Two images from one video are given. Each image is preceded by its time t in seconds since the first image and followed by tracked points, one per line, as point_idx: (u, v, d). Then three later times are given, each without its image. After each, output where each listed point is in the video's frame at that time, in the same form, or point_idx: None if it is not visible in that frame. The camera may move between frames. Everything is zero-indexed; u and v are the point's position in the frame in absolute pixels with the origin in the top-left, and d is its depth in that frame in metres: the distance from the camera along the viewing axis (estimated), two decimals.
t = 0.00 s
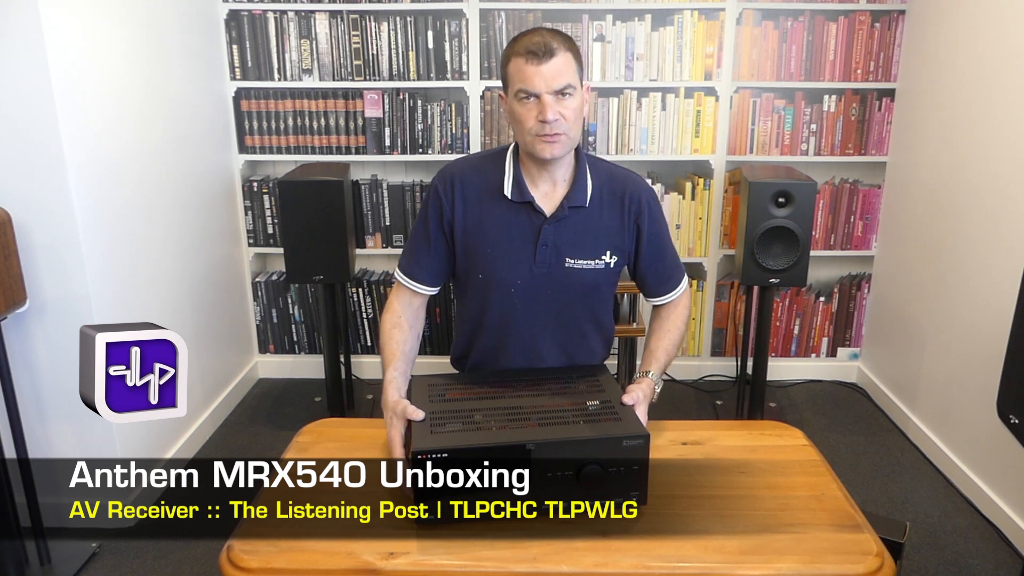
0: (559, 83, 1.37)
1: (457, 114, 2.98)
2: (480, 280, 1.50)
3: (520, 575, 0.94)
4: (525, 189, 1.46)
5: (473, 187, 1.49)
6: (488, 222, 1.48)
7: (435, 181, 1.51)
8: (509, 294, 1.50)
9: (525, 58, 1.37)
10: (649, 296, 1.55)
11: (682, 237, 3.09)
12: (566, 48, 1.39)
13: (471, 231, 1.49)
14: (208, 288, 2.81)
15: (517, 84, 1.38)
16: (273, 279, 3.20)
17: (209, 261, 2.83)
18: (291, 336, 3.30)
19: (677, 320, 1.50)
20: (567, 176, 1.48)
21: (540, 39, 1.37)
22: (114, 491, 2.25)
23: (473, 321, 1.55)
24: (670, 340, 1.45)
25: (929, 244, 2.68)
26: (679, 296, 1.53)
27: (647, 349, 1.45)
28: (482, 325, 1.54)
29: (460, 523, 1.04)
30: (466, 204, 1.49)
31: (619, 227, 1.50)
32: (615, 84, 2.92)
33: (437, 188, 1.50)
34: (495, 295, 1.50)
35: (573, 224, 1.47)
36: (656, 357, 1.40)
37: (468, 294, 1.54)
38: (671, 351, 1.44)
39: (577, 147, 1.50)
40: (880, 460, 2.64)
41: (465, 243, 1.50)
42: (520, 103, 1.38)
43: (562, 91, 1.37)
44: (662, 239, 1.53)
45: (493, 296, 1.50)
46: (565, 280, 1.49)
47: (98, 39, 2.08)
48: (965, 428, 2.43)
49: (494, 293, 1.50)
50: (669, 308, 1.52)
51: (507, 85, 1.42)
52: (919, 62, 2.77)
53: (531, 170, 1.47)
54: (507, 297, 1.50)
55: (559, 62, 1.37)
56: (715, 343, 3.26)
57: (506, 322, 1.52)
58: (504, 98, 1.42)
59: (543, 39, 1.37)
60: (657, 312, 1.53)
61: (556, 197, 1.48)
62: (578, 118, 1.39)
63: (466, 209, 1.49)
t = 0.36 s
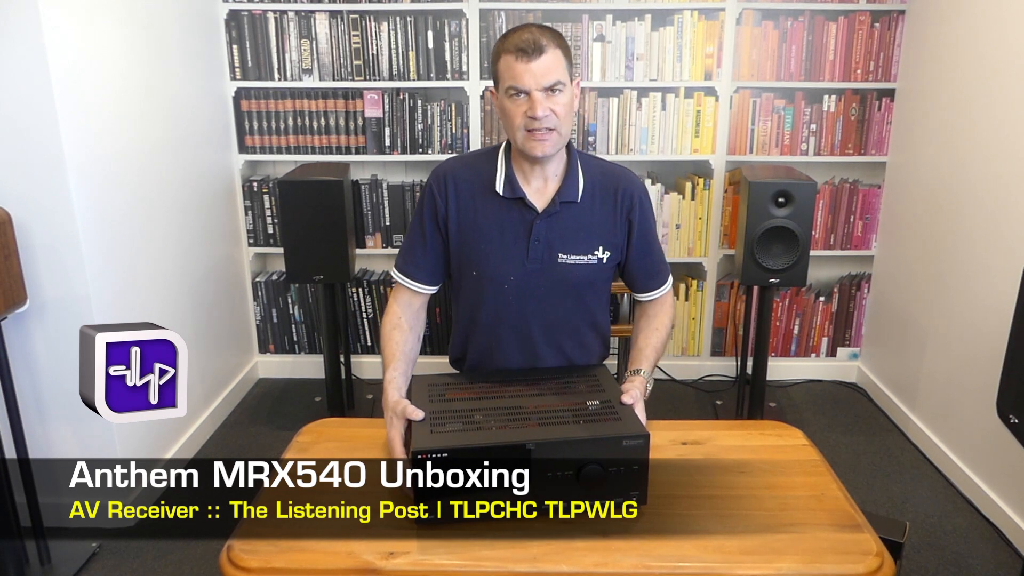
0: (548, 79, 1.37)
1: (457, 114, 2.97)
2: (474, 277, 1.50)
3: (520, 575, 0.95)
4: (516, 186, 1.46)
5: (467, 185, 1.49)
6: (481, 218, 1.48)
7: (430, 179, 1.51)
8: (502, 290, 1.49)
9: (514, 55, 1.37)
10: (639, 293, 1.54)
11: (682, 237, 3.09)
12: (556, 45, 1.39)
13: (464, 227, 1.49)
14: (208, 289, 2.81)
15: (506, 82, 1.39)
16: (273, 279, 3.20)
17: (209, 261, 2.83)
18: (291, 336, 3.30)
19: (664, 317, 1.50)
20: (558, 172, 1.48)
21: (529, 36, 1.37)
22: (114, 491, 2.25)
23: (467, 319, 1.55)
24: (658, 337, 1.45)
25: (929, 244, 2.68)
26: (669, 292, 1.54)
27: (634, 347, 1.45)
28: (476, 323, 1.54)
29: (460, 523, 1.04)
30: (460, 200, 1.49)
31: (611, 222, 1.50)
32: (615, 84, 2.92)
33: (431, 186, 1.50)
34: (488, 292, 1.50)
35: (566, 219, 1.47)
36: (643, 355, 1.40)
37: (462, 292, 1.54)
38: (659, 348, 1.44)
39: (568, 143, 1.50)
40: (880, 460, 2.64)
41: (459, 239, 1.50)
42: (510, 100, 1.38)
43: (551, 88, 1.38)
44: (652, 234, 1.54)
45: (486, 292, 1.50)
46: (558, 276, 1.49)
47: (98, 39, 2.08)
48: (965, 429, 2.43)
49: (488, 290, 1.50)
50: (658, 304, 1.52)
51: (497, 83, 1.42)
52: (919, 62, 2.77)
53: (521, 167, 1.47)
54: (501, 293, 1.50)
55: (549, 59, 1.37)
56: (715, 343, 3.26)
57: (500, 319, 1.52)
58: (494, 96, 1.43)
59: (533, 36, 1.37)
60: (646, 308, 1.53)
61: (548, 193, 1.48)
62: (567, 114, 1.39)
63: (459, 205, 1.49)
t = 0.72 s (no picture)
0: (543, 74, 1.37)
1: (457, 114, 2.97)
2: (473, 274, 1.50)
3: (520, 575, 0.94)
4: (515, 181, 1.46)
5: (466, 182, 1.49)
6: (480, 215, 1.48)
7: (429, 176, 1.51)
8: (501, 287, 1.49)
9: (509, 50, 1.37)
10: (637, 291, 1.54)
11: (682, 237, 3.09)
12: (551, 40, 1.39)
13: (463, 223, 1.49)
14: (208, 289, 2.81)
15: (503, 76, 1.39)
16: (273, 279, 3.20)
17: (209, 261, 2.83)
18: (291, 336, 3.30)
19: (659, 319, 1.50)
20: (556, 168, 1.48)
21: (524, 32, 1.38)
22: (114, 491, 2.24)
23: (466, 317, 1.55)
24: (654, 338, 1.45)
25: (929, 244, 2.68)
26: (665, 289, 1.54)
27: (630, 348, 1.45)
28: (476, 321, 1.54)
29: (460, 523, 1.04)
30: (459, 197, 1.49)
31: (609, 218, 1.50)
32: (615, 84, 2.92)
33: (430, 183, 1.50)
34: (487, 289, 1.50)
35: (564, 215, 1.47)
36: (640, 355, 1.40)
37: (462, 289, 1.53)
38: (655, 348, 1.44)
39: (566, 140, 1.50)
40: (880, 460, 2.64)
41: (459, 236, 1.50)
42: (507, 95, 1.38)
43: (547, 82, 1.38)
44: (650, 230, 1.54)
45: (485, 290, 1.50)
46: (556, 273, 1.49)
47: (98, 39, 2.08)
48: (965, 429, 2.43)
49: (487, 286, 1.50)
50: (655, 303, 1.52)
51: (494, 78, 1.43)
52: (919, 62, 2.77)
53: (519, 163, 1.47)
54: (500, 290, 1.50)
55: (544, 53, 1.37)
56: (715, 343, 3.26)
57: (499, 316, 1.52)
58: (491, 92, 1.43)
59: (528, 32, 1.38)
60: (643, 308, 1.53)
61: (547, 189, 1.48)
62: (564, 108, 1.39)
63: (458, 201, 1.49)
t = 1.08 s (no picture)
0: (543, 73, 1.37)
1: (457, 114, 2.97)
2: (474, 274, 1.50)
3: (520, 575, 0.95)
4: (515, 180, 1.46)
5: (466, 182, 1.49)
6: (480, 214, 1.48)
7: (430, 176, 1.51)
8: (501, 286, 1.49)
9: (509, 51, 1.38)
10: (639, 291, 1.55)
11: (682, 237, 3.09)
12: (551, 39, 1.39)
13: (463, 223, 1.49)
14: (208, 289, 2.81)
15: (502, 77, 1.39)
16: (273, 279, 3.20)
17: (209, 261, 2.83)
18: (291, 336, 3.30)
19: (664, 318, 1.49)
20: (557, 168, 1.48)
21: (524, 32, 1.38)
22: (114, 491, 2.24)
23: (467, 317, 1.55)
24: (657, 337, 1.45)
25: (928, 244, 2.68)
26: (665, 289, 1.53)
27: (632, 348, 1.45)
28: (476, 320, 1.54)
29: (461, 523, 1.04)
30: (459, 196, 1.49)
31: (610, 217, 1.50)
32: (615, 84, 2.92)
33: (431, 183, 1.50)
34: (487, 288, 1.50)
35: (564, 215, 1.47)
36: (641, 355, 1.40)
37: (462, 289, 1.53)
38: (658, 349, 1.43)
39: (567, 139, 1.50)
40: (880, 460, 2.64)
41: (459, 235, 1.50)
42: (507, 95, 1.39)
43: (547, 81, 1.38)
44: (651, 230, 1.54)
45: (486, 289, 1.50)
46: (556, 272, 1.49)
47: (98, 39, 2.08)
48: (965, 429, 2.43)
49: (487, 285, 1.50)
50: (658, 302, 1.52)
51: (494, 78, 1.43)
52: (919, 62, 2.77)
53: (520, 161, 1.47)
54: (500, 289, 1.50)
55: (544, 53, 1.37)
56: (715, 343, 3.26)
57: (499, 316, 1.52)
58: (492, 92, 1.43)
59: (528, 31, 1.38)
60: (645, 307, 1.53)
61: (547, 188, 1.48)
62: (564, 108, 1.39)
63: (458, 201, 1.49)
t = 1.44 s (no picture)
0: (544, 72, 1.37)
1: (457, 114, 2.97)
2: (474, 274, 1.50)
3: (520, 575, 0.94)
4: (516, 181, 1.46)
5: (467, 183, 1.49)
6: (481, 214, 1.48)
7: (431, 176, 1.51)
8: (502, 287, 1.49)
9: (510, 50, 1.38)
10: (638, 290, 1.55)
11: (682, 237, 3.10)
12: (552, 38, 1.40)
13: (463, 223, 1.49)
14: (208, 289, 2.81)
15: (504, 74, 1.39)
16: (273, 279, 3.20)
17: (209, 261, 2.83)
18: (291, 336, 3.30)
19: (664, 317, 1.49)
20: (557, 168, 1.48)
21: (525, 31, 1.38)
22: (114, 491, 2.24)
23: (467, 317, 1.55)
24: (657, 337, 1.45)
25: (929, 244, 2.68)
26: (665, 289, 1.53)
27: (632, 348, 1.44)
28: (477, 321, 1.54)
29: (460, 523, 1.04)
30: (460, 197, 1.49)
31: (610, 217, 1.50)
32: (615, 84, 2.92)
33: (432, 184, 1.50)
34: (487, 289, 1.50)
35: (564, 215, 1.47)
36: (641, 355, 1.40)
37: (462, 290, 1.53)
38: (658, 349, 1.43)
39: (567, 139, 1.50)
40: (880, 460, 2.64)
41: (460, 235, 1.50)
42: (508, 93, 1.39)
43: (548, 80, 1.38)
44: (651, 230, 1.54)
45: (486, 289, 1.50)
46: (556, 272, 1.49)
47: (98, 39, 2.08)
48: (965, 429, 2.43)
49: (487, 286, 1.50)
50: (657, 302, 1.52)
51: (495, 78, 1.43)
52: (919, 62, 2.77)
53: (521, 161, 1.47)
54: (500, 290, 1.50)
55: (545, 52, 1.37)
56: (715, 343, 3.26)
57: (500, 316, 1.52)
58: (493, 91, 1.43)
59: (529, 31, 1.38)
60: (645, 307, 1.53)
61: (547, 189, 1.48)
62: (565, 106, 1.39)
63: (459, 201, 1.49)
